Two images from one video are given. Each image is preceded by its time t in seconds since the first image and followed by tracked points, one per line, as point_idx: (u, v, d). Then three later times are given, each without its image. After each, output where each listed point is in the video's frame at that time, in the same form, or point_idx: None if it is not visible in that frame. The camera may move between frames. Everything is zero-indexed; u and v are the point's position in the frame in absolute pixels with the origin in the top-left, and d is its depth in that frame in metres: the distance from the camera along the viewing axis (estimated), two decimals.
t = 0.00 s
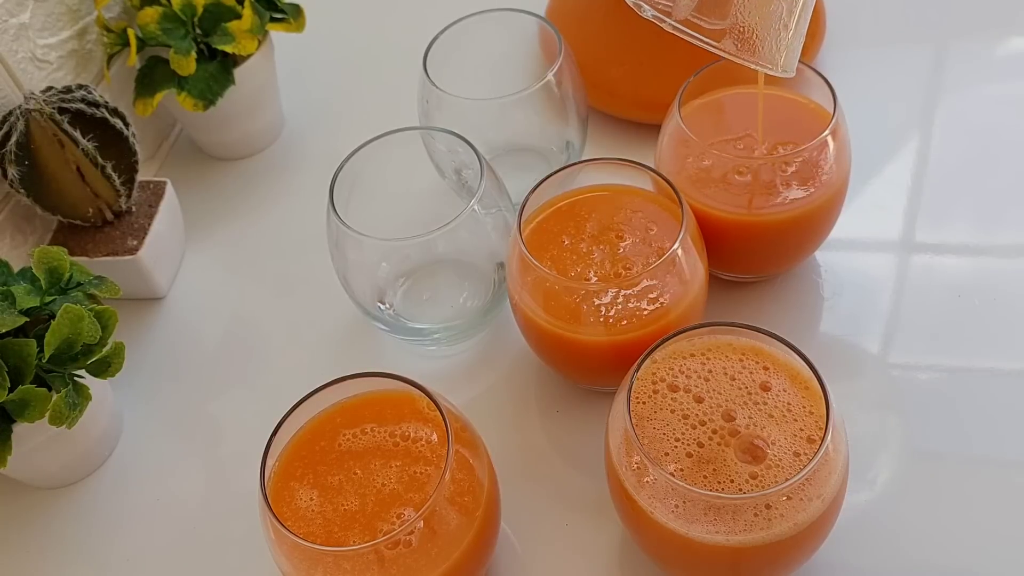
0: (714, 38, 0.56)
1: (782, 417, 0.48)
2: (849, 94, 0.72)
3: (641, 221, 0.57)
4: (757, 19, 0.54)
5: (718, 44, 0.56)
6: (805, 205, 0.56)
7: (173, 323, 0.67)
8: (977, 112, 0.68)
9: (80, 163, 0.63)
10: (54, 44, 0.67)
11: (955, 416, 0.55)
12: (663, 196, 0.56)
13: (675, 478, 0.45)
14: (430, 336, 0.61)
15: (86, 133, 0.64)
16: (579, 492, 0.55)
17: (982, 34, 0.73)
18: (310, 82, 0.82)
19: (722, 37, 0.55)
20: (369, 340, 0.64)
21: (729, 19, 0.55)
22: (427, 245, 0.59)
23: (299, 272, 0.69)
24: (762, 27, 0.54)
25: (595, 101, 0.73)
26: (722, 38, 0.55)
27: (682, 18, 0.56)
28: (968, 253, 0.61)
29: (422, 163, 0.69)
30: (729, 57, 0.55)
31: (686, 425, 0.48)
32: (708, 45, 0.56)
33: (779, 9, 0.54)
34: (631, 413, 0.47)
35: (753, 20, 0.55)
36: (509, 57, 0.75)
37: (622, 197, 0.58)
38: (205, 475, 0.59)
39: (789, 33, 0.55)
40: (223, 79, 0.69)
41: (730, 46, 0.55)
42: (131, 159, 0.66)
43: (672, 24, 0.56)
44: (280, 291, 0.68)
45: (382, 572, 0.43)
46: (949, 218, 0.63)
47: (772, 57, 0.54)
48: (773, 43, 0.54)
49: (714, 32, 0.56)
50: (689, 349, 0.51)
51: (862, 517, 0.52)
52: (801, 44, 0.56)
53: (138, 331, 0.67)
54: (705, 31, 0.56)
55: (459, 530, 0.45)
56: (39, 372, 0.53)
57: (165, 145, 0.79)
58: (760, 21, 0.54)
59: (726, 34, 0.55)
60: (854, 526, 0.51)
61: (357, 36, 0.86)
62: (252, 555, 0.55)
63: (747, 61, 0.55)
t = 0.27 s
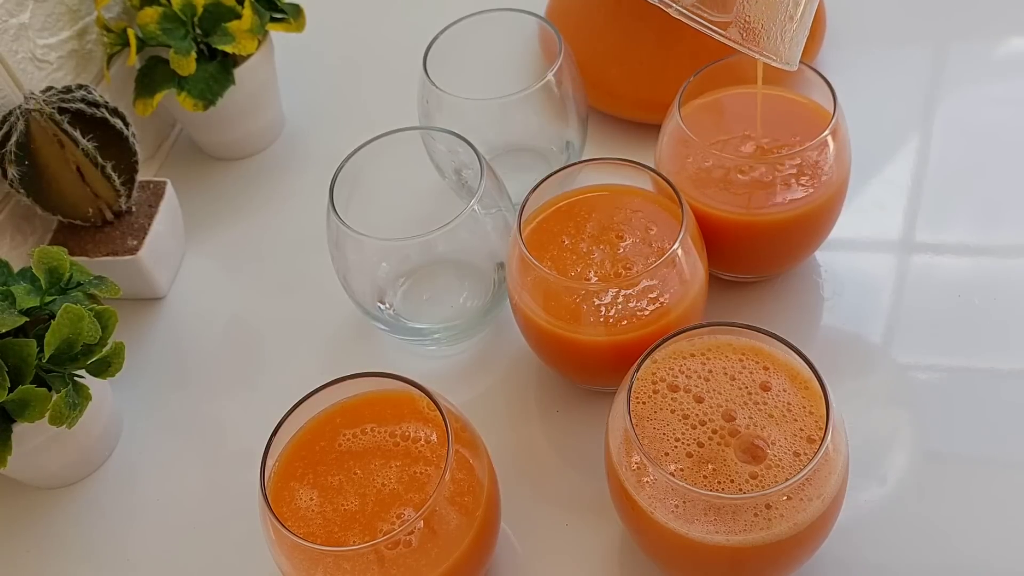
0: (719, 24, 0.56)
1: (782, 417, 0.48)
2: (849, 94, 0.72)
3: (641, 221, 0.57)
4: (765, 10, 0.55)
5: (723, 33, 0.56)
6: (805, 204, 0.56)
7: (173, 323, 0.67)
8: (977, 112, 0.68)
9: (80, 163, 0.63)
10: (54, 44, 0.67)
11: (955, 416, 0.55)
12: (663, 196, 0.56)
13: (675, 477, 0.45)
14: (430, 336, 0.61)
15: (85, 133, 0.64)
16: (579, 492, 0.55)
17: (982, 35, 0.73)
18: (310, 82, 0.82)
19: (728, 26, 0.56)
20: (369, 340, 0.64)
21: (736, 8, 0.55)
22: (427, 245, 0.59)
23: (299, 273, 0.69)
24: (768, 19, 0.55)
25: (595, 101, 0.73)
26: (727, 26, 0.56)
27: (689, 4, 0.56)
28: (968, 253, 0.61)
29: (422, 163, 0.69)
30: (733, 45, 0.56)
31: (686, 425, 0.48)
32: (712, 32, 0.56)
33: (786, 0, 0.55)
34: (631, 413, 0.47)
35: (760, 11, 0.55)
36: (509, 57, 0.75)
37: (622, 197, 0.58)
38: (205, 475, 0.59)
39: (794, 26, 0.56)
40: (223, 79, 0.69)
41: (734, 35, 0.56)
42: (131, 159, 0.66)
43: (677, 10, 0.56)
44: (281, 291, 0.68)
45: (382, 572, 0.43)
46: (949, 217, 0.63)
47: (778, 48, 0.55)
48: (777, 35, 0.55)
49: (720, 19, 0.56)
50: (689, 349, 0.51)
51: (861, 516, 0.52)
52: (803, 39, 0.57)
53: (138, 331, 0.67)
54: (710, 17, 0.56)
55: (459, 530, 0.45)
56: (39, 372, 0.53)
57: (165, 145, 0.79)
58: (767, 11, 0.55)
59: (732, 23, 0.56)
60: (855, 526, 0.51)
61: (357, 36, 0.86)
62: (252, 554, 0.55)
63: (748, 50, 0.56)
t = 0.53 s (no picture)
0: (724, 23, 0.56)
1: (782, 417, 0.48)
2: (849, 93, 0.72)
3: (641, 221, 0.57)
4: (770, 12, 0.56)
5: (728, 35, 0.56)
6: (805, 204, 0.56)
7: (173, 323, 0.67)
8: (977, 112, 0.68)
9: (80, 163, 0.63)
10: (54, 44, 0.67)
11: (954, 416, 0.55)
12: (663, 196, 0.56)
13: (675, 477, 0.45)
14: (430, 336, 0.61)
15: (85, 133, 0.64)
16: (579, 492, 0.55)
17: (982, 35, 0.73)
18: (310, 82, 0.82)
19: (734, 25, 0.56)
20: (369, 340, 0.64)
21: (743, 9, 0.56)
22: (427, 245, 0.59)
23: (299, 273, 0.69)
24: (772, 22, 0.56)
25: (595, 101, 0.73)
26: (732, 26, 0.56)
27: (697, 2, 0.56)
28: (968, 253, 0.61)
29: (422, 163, 0.69)
30: (738, 44, 0.56)
31: (686, 425, 0.48)
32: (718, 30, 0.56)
33: (791, 4, 0.56)
34: (631, 413, 0.47)
35: (766, 14, 0.56)
36: (509, 57, 0.75)
37: (622, 197, 0.58)
38: (205, 475, 0.59)
39: (796, 32, 0.56)
40: (223, 79, 0.69)
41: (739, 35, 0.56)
42: (131, 159, 0.66)
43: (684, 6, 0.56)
44: (281, 291, 0.68)
45: (382, 572, 0.43)
46: (948, 217, 0.63)
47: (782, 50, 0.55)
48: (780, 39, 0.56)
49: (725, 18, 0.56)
50: (689, 349, 0.51)
51: (861, 516, 0.52)
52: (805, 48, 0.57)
53: (138, 331, 0.67)
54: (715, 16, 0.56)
55: (459, 530, 0.45)
56: (39, 372, 0.53)
57: (165, 145, 0.79)
58: (772, 15, 0.56)
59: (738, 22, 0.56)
60: (855, 526, 0.51)
61: (357, 36, 0.86)
62: (252, 554, 0.55)
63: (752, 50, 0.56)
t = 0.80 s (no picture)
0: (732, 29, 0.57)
1: (782, 417, 0.48)
2: (849, 93, 0.72)
3: (641, 221, 0.57)
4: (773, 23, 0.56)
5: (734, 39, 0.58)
6: (805, 205, 0.56)
7: (173, 322, 0.67)
8: (978, 112, 0.68)
9: (80, 163, 0.63)
10: (54, 44, 0.67)
11: (954, 416, 0.55)
12: (663, 196, 0.56)
13: (675, 477, 0.45)
14: (430, 336, 0.61)
15: (85, 133, 0.64)
16: (579, 492, 0.55)
17: (982, 35, 0.73)
18: (310, 82, 0.82)
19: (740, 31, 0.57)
20: (369, 340, 0.64)
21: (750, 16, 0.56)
22: (427, 245, 0.59)
23: (299, 273, 0.69)
24: (774, 33, 0.56)
25: (595, 101, 0.73)
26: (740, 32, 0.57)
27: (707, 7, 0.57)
28: (968, 253, 0.61)
29: (422, 163, 0.69)
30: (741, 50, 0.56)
31: (686, 425, 0.48)
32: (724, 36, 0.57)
33: (797, 16, 0.55)
34: (631, 413, 0.47)
35: (769, 24, 0.56)
36: (509, 57, 0.75)
37: (622, 197, 0.58)
38: (205, 475, 0.59)
39: (802, 43, 0.55)
40: (223, 79, 0.69)
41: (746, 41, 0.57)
42: (131, 159, 0.66)
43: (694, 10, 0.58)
44: (280, 291, 0.68)
45: (382, 572, 0.43)
46: (948, 217, 0.63)
47: (780, 61, 0.55)
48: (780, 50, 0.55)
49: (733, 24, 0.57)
50: (689, 349, 0.51)
51: (861, 516, 0.52)
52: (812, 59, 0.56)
53: (138, 330, 0.67)
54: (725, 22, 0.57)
55: (459, 530, 0.45)
56: (39, 372, 0.53)
57: (165, 145, 0.79)
58: (777, 27, 0.56)
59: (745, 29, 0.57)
60: (854, 526, 0.51)
61: (357, 36, 0.86)
62: (251, 554, 0.55)
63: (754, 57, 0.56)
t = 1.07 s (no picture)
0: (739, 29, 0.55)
1: (782, 417, 0.48)
2: (849, 93, 0.72)
3: (641, 221, 0.57)
4: (781, 27, 0.55)
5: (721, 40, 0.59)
6: (805, 205, 0.56)
7: (173, 322, 0.67)
8: (978, 112, 0.68)
9: (80, 163, 0.63)
10: (53, 44, 0.67)
11: (954, 416, 0.55)
12: (663, 196, 0.56)
13: (675, 477, 0.45)
14: (430, 336, 0.61)
15: (85, 133, 0.64)
16: (579, 492, 0.55)
17: (982, 35, 0.73)
18: (310, 82, 0.82)
19: (748, 32, 0.55)
20: (369, 340, 0.64)
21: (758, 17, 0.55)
22: (427, 245, 0.59)
23: (299, 273, 0.69)
24: (782, 37, 0.55)
25: (595, 101, 0.73)
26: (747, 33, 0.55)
27: (717, 6, 0.55)
28: (968, 253, 0.61)
29: (422, 163, 0.69)
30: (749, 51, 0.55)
31: (686, 425, 0.48)
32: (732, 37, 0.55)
33: (803, 22, 0.56)
34: (631, 413, 0.47)
35: (777, 27, 0.55)
36: (509, 58, 0.75)
37: (622, 197, 0.58)
38: (205, 475, 0.59)
39: (805, 51, 0.56)
40: (223, 79, 0.69)
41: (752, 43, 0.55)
42: (131, 159, 0.66)
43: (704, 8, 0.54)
44: (281, 291, 0.68)
45: (382, 572, 0.43)
46: (949, 217, 0.63)
47: (786, 65, 0.55)
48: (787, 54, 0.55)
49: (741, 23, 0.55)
50: (689, 349, 0.51)
51: (861, 516, 0.52)
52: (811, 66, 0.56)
53: (138, 330, 0.67)
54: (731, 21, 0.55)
55: (459, 530, 0.45)
56: (39, 372, 0.53)
57: (165, 145, 0.79)
58: (783, 30, 0.55)
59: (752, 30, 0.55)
60: (855, 525, 0.51)
61: (357, 36, 0.86)
62: (251, 554, 0.55)
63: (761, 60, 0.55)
